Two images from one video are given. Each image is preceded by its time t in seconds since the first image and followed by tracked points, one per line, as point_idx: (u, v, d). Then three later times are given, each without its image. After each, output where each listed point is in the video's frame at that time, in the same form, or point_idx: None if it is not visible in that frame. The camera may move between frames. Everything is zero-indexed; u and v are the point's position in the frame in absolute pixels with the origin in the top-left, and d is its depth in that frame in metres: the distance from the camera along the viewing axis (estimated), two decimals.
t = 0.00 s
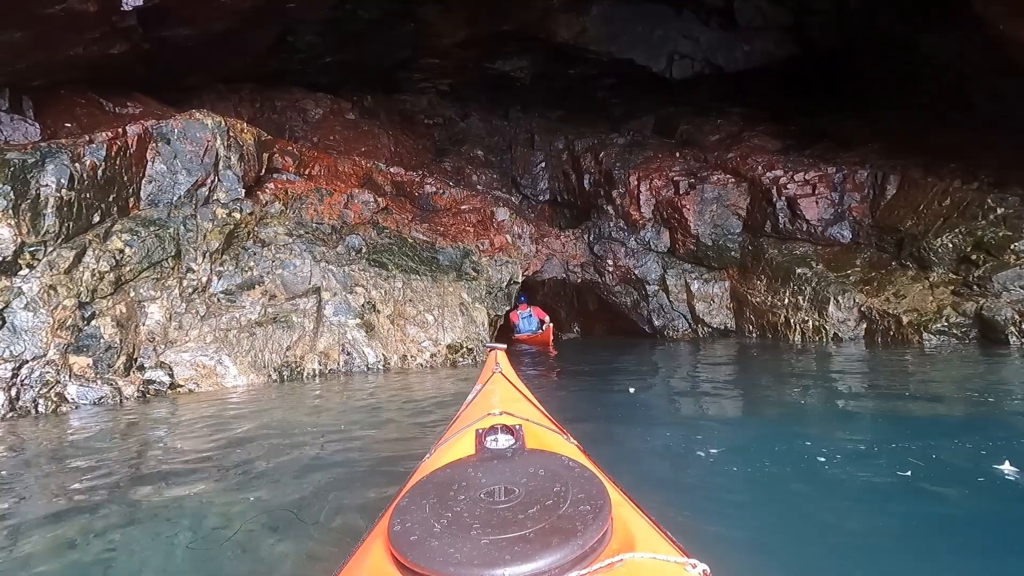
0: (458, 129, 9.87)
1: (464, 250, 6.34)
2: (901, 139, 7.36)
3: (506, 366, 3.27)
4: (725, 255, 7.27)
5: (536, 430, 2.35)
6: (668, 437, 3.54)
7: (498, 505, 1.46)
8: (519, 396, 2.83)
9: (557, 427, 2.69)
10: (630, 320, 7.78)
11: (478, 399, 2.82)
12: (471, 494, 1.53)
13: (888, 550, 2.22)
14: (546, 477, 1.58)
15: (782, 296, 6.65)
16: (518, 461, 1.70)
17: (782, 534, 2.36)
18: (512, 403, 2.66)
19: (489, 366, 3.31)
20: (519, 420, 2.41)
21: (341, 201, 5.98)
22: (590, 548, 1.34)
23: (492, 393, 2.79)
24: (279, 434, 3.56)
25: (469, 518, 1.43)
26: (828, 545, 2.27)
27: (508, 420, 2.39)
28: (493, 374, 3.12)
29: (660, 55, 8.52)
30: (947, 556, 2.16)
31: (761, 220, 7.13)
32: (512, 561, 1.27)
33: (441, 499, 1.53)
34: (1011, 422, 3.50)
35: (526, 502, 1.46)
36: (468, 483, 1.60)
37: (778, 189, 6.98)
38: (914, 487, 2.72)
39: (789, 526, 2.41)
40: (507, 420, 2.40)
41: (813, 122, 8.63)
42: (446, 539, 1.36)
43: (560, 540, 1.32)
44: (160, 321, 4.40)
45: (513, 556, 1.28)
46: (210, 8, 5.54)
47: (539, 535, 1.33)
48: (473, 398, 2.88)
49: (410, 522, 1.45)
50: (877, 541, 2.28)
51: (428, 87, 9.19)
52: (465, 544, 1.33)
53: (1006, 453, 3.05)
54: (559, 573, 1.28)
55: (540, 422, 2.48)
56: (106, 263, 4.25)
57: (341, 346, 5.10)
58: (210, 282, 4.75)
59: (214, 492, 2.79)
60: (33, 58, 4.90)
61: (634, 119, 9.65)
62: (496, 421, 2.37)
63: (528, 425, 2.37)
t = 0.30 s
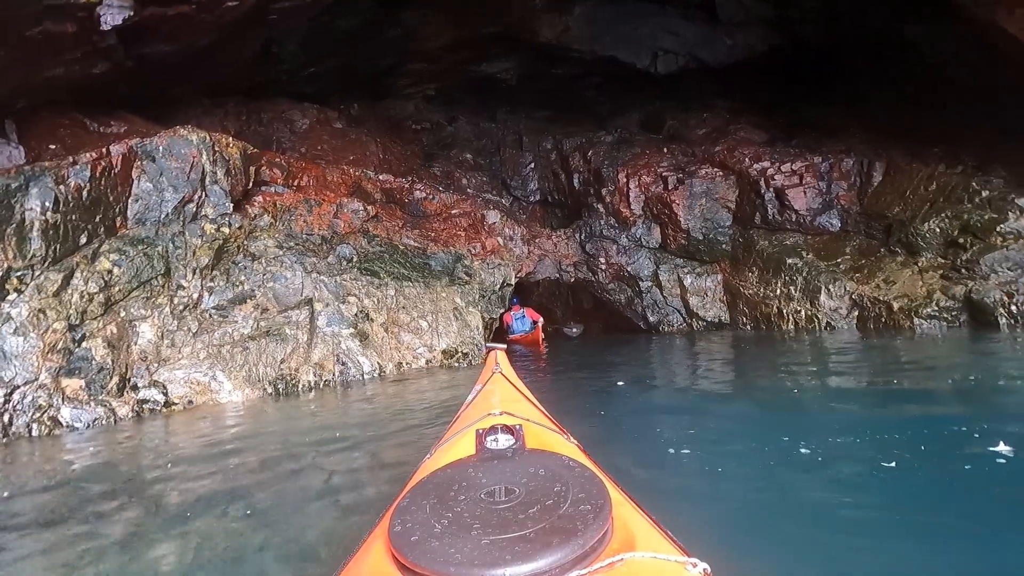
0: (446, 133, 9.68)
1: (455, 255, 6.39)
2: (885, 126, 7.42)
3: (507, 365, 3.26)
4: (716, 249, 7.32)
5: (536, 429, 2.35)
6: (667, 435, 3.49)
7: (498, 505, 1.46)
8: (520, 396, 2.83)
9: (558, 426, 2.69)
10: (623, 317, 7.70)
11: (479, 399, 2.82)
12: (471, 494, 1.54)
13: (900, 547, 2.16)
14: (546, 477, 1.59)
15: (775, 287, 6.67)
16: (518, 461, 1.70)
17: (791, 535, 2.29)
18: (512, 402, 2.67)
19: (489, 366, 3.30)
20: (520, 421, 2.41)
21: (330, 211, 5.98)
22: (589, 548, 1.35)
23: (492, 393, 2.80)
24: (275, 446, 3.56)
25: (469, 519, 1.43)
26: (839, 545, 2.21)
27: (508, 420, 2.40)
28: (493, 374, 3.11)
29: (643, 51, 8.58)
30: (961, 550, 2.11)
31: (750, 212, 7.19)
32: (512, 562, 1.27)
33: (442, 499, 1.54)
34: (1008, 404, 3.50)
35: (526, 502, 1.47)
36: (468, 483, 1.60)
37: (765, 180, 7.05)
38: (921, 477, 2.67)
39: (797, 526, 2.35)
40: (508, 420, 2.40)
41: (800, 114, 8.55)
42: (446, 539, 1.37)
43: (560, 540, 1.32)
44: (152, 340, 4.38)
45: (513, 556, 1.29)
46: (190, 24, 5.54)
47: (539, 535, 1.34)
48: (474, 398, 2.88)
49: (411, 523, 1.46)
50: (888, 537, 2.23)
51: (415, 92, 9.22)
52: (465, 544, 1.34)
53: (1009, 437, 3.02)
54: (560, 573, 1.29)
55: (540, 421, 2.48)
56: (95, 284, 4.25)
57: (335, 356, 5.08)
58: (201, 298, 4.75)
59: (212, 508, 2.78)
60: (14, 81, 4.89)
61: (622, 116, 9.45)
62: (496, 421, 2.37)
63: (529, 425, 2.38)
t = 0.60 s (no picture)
0: (429, 139, 9.69)
1: (444, 261, 6.40)
2: (864, 108, 7.40)
3: (505, 365, 3.25)
4: (703, 240, 7.34)
5: (535, 429, 2.35)
6: (662, 431, 3.45)
7: (497, 505, 1.46)
8: (519, 395, 2.83)
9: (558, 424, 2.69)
10: (615, 313, 7.76)
11: (478, 399, 2.82)
12: (471, 494, 1.54)
13: (904, 535, 2.10)
14: (545, 477, 1.59)
15: (762, 275, 6.73)
16: (518, 462, 1.71)
17: (792, 528, 2.23)
18: (511, 402, 2.68)
19: (487, 365, 3.27)
20: (519, 420, 2.42)
21: (315, 224, 5.98)
22: (589, 548, 1.35)
23: (492, 392, 2.81)
24: (270, 463, 3.54)
25: (469, 518, 1.43)
26: (842, 535, 2.15)
27: (507, 420, 2.41)
28: (492, 374, 3.10)
29: (621, 47, 8.66)
30: (966, 535, 2.06)
31: (734, 203, 7.21)
32: (511, 562, 1.27)
33: (441, 499, 1.54)
34: (998, 381, 3.49)
35: (525, 502, 1.47)
36: (468, 483, 1.61)
37: (746, 169, 7.09)
38: (921, 462, 2.62)
39: (798, 518, 2.29)
40: (507, 420, 2.41)
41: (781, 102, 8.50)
42: (446, 539, 1.36)
43: (559, 540, 1.32)
44: (141, 364, 4.36)
45: (513, 556, 1.29)
46: (163, 44, 5.51)
47: (538, 535, 1.34)
48: (473, 398, 2.88)
49: (410, 522, 1.46)
50: (891, 525, 2.17)
51: (396, 99, 9.20)
52: (464, 544, 1.34)
53: (1003, 415, 3.01)
54: (559, 573, 1.29)
55: (540, 421, 2.48)
56: (79, 312, 4.23)
57: (327, 369, 5.04)
58: (189, 319, 4.73)
59: (207, 528, 2.78)
60: None
61: (605, 112, 9.48)
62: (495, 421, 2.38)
63: (528, 425, 2.38)
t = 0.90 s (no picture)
0: (427, 137, 9.67)
1: (438, 260, 6.39)
2: (859, 119, 7.46)
3: (505, 365, 3.27)
4: (697, 244, 7.37)
5: (535, 429, 2.35)
6: (656, 435, 3.43)
7: (497, 505, 1.45)
8: (519, 395, 2.83)
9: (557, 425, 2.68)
10: (607, 313, 7.78)
11: (478, 400, 2.83)
12: (471, 494, 1.52)
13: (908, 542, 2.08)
14: (545, 477, 1.57)
15: (755, 280, 6.77)
16: (518, 462, 1.69)
17: (792, 533, 2.21)
18: (511, 402, 2.68)
19: (488, 365, 3.30)
20: (519, 420, 2.41)
21: (310, 220, 6.00)
22: (589, 548, 1.32)
23: (492, 393, 2.81)
24: (258, 456, 3.55)
25: (469, 519, 1.41)
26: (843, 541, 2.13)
27: (507, 420, 2.40)
28: (492, 374, 3.12)
29: (621, 49, 8.64)
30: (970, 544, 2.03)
31: (729, 208, 7.24)
32: (511, 561, 1.25)
33: (441, 499, 1.53)
34: (992, 391, 3.48)
35: (525, 502, 1.45)
36: (468, 483, 1.59)
37: (742, 175, 7.12)
38: (919, 470, 2.61)
39: (799, 524, 2.27)
40: (507, 420, 2.41)
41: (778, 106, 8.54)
42: (445, 539, 1.35)
43: (559, 540, 1.30)
44: (132, 357, 4.36)
45: (513, 556, 1.27)
46: (160, 37, 5.50)
47: (538, 535, 1.32)
48: (473, 398, 2.89)
49: (410, 522, 1.44)
50: (893, 533, 2.15)
51: (395, 96, 9.18)
52: (464, 544, 1.32)
53: (990, 423, 3.05)
54: (559, 573, 1.26)
55: (540, 421, 2.48)
56: (71, 305, 4.22)
57: (319, 365, 5.10)
58: (181, 313, 4.73)
59: (193, 519, 2.79)
60: None
61: (604, 113, 9.51)
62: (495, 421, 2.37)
63: (528, 424, 2.37)
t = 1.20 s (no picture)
0: (432, 134, 9.68)
1: (437, 258, 6.37)
2: (859, 134, 7.50)
3: (505, 365, 3.30)
4: (696, 254, 7.40)
5: (535, 429, 2.37)
6: (653, 440, 3.46)
7: (498, 505, 1.46)
8: (519, 395, 2.85)
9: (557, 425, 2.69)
10: (604, 318, 7.85)
11: (478, 399, 2.85)
12: (471, 494, 1.54)
13: (901, 546, 2.13)
14: (545, 477, 1.59)
15: (751, 293, 6.79)
16: (518, 462, 1.71)
17: (789, 538, 2.24)
18: (512, 402, 2.70)
19: (489, 365, 3.33)
20: (519, 420, 2.43)
21: (311, 212, 6.03)
22: (589, 548, 1.33)
23: (492, 393, 2.83)
24: (248, 443, 3.58)
25: (469, 519, 1.43)
26: (838, 543, 2.18)
27: (507, 420, 2.42)
28: (493, 374, 3.14)
29: (631, 55, 8.62)
30: (963, 550, 2.08)
31: (729, 218, 7.27)
32: (511, 562, 1.27)
33: (441, 499, 1.54)
34: (986, 410, 3.50)
35: (526, 502, 1.47)
36: (468, 483, 1.61)
37: (743, 187, 7.14)
38: (910, 480, 2.66)
39: (798, 528, 2.31)
40: (507, 420, 2.43)
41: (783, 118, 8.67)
42: (446, 539, 1.36)
43: (559, 540, 1.31)
44: (126, 342, 4.41)
45: (513, 556, 1.28)
46: (170, 24, 5.52)
47: (538, 535, 1.33)
48: (473, 398, 2.91)
49: (410, 523, 1.46)
50: (889, 538, 2.19)
51: (403, 92, 9.19)
52: (464, 544, 1.33)
53: (977, 437, 3.11)
54: (560, 573, 1.27)
55: (540, 421, 2.50)
56: (67, 287, 4.24)
57: (312, 358, 5.15)
58: (177, 300, 4.77)
59: (178, 500, 2.83)
60: None
61: (610, 119, 9.57)
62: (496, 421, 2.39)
63: (528, 424, 2.39)
